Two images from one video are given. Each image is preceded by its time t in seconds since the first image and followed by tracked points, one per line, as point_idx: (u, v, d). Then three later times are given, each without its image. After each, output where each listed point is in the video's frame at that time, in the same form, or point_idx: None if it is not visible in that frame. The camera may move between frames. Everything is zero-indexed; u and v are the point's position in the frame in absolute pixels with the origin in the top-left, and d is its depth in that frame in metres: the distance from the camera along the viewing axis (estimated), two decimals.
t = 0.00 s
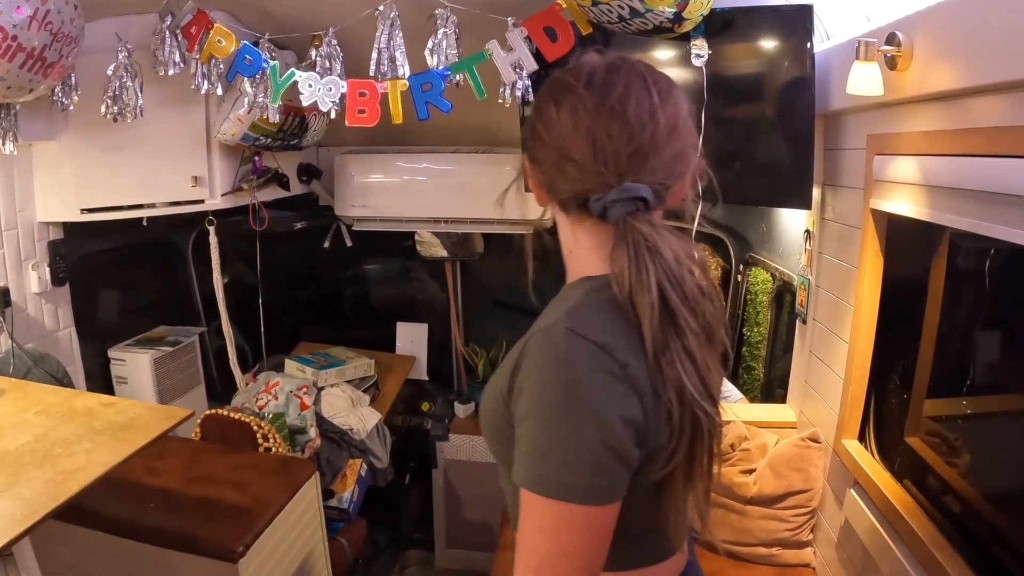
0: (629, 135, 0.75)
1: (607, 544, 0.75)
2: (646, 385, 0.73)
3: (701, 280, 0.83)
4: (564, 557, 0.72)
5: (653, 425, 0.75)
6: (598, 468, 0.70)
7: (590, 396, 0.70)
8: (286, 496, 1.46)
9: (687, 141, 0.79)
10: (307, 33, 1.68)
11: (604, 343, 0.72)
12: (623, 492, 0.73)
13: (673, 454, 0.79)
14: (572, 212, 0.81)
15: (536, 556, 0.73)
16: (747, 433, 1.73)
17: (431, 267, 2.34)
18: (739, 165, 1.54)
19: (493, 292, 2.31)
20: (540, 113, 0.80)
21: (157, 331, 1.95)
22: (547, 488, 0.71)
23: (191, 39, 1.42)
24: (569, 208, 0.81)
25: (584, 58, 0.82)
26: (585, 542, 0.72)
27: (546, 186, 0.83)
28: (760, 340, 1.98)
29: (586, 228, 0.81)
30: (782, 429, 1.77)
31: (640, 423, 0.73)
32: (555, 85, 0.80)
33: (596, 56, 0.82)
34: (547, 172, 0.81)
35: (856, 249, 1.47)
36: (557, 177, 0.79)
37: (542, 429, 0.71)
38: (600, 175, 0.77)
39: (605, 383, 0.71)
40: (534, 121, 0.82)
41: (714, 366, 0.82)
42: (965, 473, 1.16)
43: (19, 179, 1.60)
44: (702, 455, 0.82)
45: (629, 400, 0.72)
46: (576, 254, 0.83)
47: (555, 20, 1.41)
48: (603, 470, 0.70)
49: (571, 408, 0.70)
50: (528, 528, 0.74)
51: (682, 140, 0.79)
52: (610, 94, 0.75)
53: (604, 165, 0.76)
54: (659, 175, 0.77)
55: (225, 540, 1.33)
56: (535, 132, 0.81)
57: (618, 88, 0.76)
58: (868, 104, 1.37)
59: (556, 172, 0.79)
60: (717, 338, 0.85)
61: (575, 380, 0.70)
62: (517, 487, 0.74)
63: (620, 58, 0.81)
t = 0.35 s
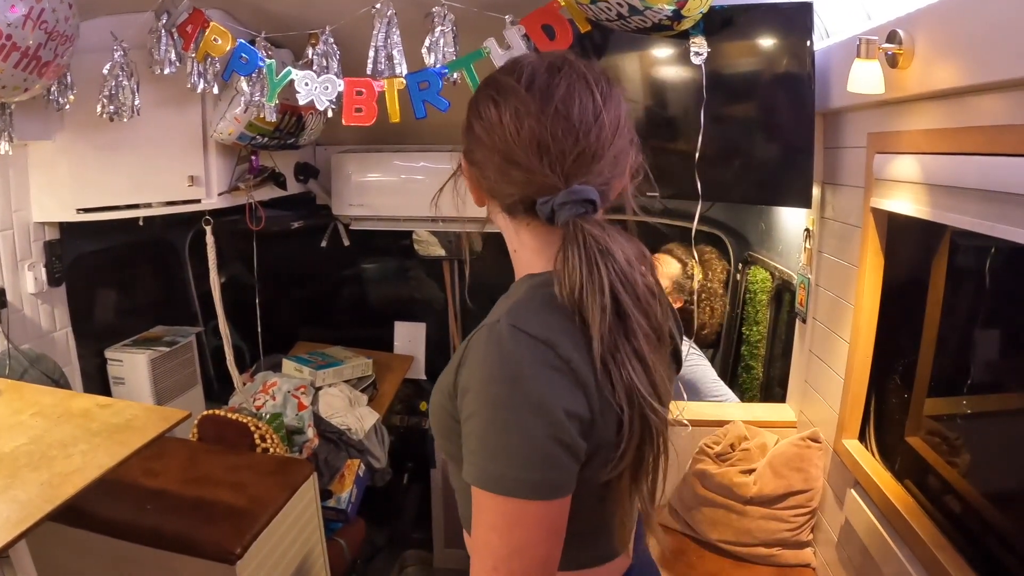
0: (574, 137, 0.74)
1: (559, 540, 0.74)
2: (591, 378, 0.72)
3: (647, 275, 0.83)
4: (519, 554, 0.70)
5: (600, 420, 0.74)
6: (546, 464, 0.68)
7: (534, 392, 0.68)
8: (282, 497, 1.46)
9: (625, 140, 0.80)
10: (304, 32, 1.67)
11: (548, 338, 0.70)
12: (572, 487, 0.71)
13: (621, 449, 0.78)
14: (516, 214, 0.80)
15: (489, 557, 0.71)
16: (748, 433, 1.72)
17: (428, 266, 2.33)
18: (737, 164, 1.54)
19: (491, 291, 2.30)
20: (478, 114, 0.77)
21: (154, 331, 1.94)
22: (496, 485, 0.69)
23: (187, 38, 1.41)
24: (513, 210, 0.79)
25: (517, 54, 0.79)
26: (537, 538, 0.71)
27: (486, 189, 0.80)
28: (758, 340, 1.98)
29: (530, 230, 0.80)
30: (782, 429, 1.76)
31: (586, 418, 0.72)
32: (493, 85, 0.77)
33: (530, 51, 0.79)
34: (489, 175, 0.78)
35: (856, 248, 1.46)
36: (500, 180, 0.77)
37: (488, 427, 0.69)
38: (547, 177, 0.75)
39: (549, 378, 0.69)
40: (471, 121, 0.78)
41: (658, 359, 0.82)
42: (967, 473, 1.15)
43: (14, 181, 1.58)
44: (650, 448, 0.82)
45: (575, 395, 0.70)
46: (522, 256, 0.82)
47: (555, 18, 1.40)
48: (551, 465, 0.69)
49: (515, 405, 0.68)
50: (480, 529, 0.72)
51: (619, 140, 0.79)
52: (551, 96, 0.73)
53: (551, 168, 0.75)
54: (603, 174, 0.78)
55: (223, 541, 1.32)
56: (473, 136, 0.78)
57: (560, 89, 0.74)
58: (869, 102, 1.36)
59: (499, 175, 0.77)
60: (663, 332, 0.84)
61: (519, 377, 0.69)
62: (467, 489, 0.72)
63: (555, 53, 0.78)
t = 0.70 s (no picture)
0: (567, 140, 0.73)
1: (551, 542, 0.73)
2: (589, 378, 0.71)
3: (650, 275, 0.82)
4: (512, 555, 0.69)
5: (596, 419, 0.73)
6: (542, 465, 0.67)
7: (533, 393, 0.67)
8: (280, 495, 1.44)
9: (612, 134, 0.79)
10: (303, 25, 1.66)
11: (546, 336, 0.69)
12: (567, 487, 0.70)
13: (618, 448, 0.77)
14: (507, 220, 0.78)
15: (481, 557, 0.70)
16: (750, 430, 1.72)
17: (427, 263, 2.32)
18: (739, 160, 1.53)
19: (490, 288, 2.30)
20: (460, 118, 0.73)
21: (150, 327, 1.92)
22: (491, 485, 0.68)
23: (185, 30, 1.40)
24: (507, 217, 0.78)
25: (492, 49, 0.75)
26: (530, 540, 0.70)
27: (473, 194, 0.78)
28: (759, 337, 1.97)
29: (521, 233, 0.79)
30: (783, 426, 1.76)
31: (583, 417, 0.71)
32: (472, 88, 0.73)
33: (506, 45, 0.75)
34: (478, 182, 0.76)
35: (859, 245, 1.45)
36: (491, 187, 0.75)
37: (485, 426, 0.68)
38: (542, 181, 0.74)
39: (547, 376, 0.68)
40: (451, 124, 0.75)
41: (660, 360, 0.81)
42: (970, 470, 1.15)
43: (10, 175, 1.56)
44: (651, 450, 0.81)
45: (573, 395, 0.70)
46: (513, 258, 0.81)
47: (557, 13, 1.39)
48: (548, 465, 0.68)
49: (513, 404, 0.67)
50: (472, 529, 0.71)
51: (606, 137, 0.77)
52: (540, 98, 0.71)
53: (543, 172, 0.74)
54: (596, 171, 0.77)
55: (221, 539, 1.31)
56: (456, 142, 0.75)
57: (549, 92, 0.71)
58: (873, 98, 1.35)
59: (492, 184, 0.75)
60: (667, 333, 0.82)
61: (517, 375, 0.67)
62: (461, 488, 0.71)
63: (533, 47, 0.75)
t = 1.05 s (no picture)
0: (597, 136, 0.71)
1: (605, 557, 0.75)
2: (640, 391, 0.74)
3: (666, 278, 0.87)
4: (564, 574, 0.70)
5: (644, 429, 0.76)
6: (607, 492, 0.68)
7: (605, 421, 0.68)
8: (272, 495, 1.44)
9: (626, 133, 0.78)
10: (295, 23, 1.66)
11: (608, 359, 0.70)
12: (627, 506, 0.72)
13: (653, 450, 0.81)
14: (530, 221, 0.75)
15: None
16: (741, 427, 1.72)
17: (420, 261, 2.33)
18: (730, 157, 1.53)
19: (483, 286, 2.30)
20: (485, 110, 0.69)
21: (142, 326, 1.92)
22: (561, 514, 0.68)
23: (176, 28, 1.39)
24: (532, 218, 0.75)
25: (509, 39, 0.72)
26: (595, 560, 0.72)
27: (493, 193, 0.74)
28: (751, 334, 1.97)
29: (541, 235, 0.77)
30: (774, 424, 1.76)
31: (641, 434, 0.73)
32: (496, 78, 0.69)
33: (524, 36, 0.72)
34: (501, 179, 0.72)
35: (851, 241, 1.45)
36: (517, 186, 0.71)
37: (555, 458, 0.67)
38: (575, 181, 0.71)
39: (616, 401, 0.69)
40: (471, 117, 0.70)
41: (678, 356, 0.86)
42: (961, 467, 1.15)
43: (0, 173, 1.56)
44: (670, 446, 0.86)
45: (634, 414, 0.71)
46: (531, 262, 0.78)
47: (548, 10, 1.39)
48: (616, 489, 0.69)
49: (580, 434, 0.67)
50: (535, 556, 0.71)
51: (625, 135, 0.77)
52: (574, 93, 0.68)
53: (576, 171, 0.71)
54: (617, 168, 0.76)
55: (212, 538, 1.30)
56: (477, 137, 0.70)
57: (580, 85, 0.69)
58: (864, 94, 1.35)
59: (522, 182, 0.71)
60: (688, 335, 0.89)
61: (590, 406, 0.67)
62: (525, 520, 0.70)
63: (555, 39, 0.72)
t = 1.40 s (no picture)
0: (612, 137, 0.72)
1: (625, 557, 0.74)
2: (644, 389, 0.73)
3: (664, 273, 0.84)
4: None
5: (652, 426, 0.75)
6: (617, 496, 0.68)
7: (610, 425, 0.67)
8: (270, 493, 1.45)
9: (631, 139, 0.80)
10: (291, 24, 1.67)
11: (609, 362, 0.69)
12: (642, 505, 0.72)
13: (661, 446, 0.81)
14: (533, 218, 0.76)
15: None
16: (735, 424, 1.73)
17: (417, 260, 2.34)
18: (725, 156, 1.54)
19: (480, 285, 2.31)
20: (506, 99, 0.68)
21: (141, 325, 1.93)
22: (574, 523, 0.68)
23: (174, 29, 1.40)
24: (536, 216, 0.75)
25: (530, 34, 0.72)
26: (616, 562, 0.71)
27: (502, 186, 0.73)
28: (746, 333, 1.98)
29: (537, 237, 0.78)
30: (769, 421, 1.77)
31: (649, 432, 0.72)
32: (522, 68, 0.68)
33: (544, 32, 0.73)
34: (513, 171, 0.71)
35: (843, 240, 1.46)
36: (530, 180, 0.71)
37: (563, 466, 0.67)
38: (586, 180, 0.72)
39: (619, 403, 0.68)
40: (490, 104, 0.69)
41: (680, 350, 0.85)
42: (953, 464, 1.16)
43: None
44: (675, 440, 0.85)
45: (640, 413, 0.71)
46: (524, 262, 0.78)
47: (542, 11, 1.40)
48: (630, 490, 0.69)
49: (585, 443, 0.66)
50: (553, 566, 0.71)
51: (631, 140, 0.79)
52: (596, 93, 0.70)
53: (588, 171, 0.72)
54: (621, 171, 0.78)
55: (210, 536, 1.31)
56: (493, 126, 0.70)
57: (601, 87, 0.70)
58: (856, 94, 1.36)
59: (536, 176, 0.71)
60: (687, 328, 0.88)
61: (594, 412, 0.66)
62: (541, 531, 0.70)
63: (575, 39, 0.74)
